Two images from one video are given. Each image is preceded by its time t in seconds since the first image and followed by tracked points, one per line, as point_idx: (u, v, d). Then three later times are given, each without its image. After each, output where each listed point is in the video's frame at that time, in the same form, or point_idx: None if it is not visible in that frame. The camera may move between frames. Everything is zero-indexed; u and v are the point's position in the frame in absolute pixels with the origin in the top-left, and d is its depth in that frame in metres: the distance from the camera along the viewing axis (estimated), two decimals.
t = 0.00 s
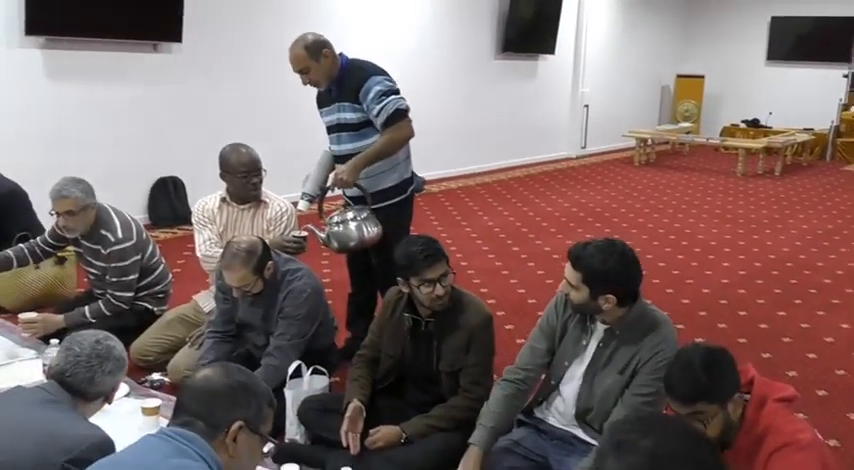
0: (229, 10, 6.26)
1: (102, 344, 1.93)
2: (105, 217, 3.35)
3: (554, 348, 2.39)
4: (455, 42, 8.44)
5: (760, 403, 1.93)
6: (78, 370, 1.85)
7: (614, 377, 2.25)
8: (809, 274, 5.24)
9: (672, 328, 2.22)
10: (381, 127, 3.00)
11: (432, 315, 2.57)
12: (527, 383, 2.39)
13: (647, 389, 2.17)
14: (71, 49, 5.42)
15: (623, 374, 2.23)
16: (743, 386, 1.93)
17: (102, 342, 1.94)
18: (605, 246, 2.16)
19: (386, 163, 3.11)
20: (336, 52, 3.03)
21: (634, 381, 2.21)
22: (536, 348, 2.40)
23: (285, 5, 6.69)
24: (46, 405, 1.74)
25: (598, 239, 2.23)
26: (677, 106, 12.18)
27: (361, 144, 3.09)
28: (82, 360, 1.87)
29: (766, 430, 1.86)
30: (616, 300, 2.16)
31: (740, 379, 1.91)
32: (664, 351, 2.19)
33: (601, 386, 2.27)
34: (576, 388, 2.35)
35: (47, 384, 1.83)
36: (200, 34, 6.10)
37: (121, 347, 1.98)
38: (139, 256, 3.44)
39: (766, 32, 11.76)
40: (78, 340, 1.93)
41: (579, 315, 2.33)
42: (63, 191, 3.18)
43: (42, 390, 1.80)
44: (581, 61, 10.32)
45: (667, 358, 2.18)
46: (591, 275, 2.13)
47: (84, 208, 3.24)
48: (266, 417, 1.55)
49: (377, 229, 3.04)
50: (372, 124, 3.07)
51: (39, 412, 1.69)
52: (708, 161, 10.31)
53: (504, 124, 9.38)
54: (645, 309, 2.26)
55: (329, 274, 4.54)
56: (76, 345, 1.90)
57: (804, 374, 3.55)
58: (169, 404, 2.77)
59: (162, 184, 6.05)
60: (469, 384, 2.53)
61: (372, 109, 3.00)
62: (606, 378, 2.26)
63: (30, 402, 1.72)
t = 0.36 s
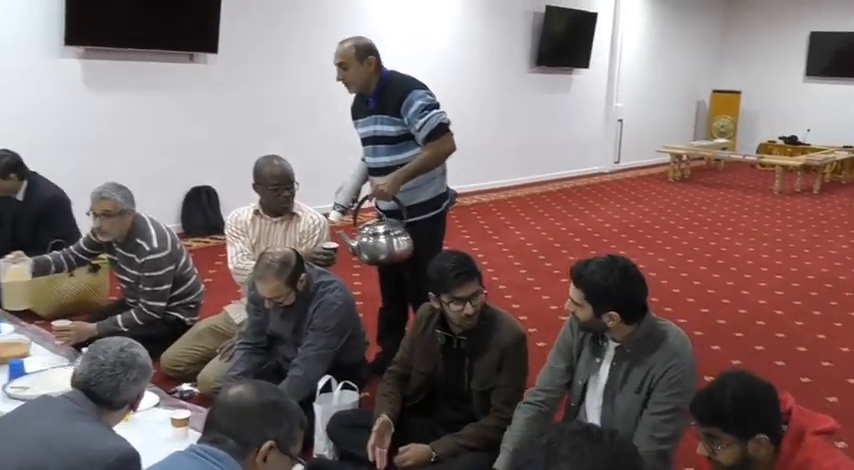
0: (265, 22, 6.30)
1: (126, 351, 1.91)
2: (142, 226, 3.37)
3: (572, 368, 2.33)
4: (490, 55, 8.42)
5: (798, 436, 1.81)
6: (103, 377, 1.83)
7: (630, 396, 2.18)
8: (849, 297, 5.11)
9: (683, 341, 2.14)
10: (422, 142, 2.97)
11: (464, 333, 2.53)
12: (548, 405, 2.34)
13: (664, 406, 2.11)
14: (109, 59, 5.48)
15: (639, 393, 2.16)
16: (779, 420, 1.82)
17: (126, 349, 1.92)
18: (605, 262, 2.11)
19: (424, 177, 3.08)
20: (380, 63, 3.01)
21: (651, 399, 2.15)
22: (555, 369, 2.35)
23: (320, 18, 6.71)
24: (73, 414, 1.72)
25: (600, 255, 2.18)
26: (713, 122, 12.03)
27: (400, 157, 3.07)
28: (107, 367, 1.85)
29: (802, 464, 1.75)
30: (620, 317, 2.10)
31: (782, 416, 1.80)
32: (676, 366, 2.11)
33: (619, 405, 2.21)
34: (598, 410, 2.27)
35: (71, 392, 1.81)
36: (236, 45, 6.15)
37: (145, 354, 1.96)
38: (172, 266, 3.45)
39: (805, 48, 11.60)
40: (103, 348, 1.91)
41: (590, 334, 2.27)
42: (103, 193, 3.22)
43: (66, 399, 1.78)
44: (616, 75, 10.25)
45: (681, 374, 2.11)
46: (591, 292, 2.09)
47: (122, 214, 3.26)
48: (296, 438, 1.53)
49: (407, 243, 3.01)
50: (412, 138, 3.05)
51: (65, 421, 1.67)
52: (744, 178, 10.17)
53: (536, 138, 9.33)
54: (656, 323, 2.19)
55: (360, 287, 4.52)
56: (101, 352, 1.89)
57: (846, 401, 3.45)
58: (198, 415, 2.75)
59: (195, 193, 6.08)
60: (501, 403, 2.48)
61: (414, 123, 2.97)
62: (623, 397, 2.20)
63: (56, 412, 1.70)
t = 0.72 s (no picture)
0: (312, 36, 6.36)
1: (140, 353, 1.76)
2: (190, 239, 3.40)
3: (611, 387, 2.25)
4: (535, 68, 8.39)
5: None
6: (119, 387, 1.70)
7: (675, 411, 2.09)
8: None
9: (722, 351, 2.04)
10: (474, 153, 2.95)
11: (509, 349, 2.48)
12: (588, 427, 2.29)
13: (712, 418, 2.02)
14: (158, 72, 5.57)
15: (684, 407, 2.07)
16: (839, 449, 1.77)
17: (139, 350, 1.77)
18: (635, 276, 2.04)
19: (472, 189, 3.06)
20: (427, 77, 3.00)
21: (697, 413, 2.05)
22: (594, 390, 2.28)
23: (366, 31, 6.74)
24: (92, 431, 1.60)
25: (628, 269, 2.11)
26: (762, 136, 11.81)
27: (450, 168, 3.05)
28: (123, 376, 1.71)
29: None
30: (654, 332, 2.02)
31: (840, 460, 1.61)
32: (720, 376, 2.02)
33: (664, 421, 2.11)
34: (644, 430, 2.18)
35: (86, 400, 1.68)
36: (284, 59, 6.21)
37: (160, 352, 1.82)
38: (219, 280, 3.47)
39: None
40: (114, 351, 1.76)
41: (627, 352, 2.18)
42: (153, 208, 3.26)
43: (82, 411, 1.65)
44: (664, 88, 10.13)
45: (726, 385, 2.01)
46: (621, 307, 2.01)
47: (171, 227, 3.30)
48: (338, 456, 1.50)
49: (458, 251, 2.96)
50: (462, 149, 3.03)
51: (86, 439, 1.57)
52: (795, 193, 9.95)
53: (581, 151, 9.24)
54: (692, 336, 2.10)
55: (403, 300, 4.50)
56: (113, 356, 1.74)
57: None
58: (242, 428, 2.74)
59: (241, 205, 6.14)
60: (544, 421, 2.43)
61: (466, 133, 2.95)
62: (667, 412, 2.10)
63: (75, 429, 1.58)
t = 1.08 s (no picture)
0: (348, 49, 6.39)
1: (130, 356, 1.77)
2: (228, 255, 3.41)
3: (647, 405, 2.18)
4: (571, 80, 8.34)
5: None
6: (112, 396, 1.71)
7: (712, 436, 2.02)
8: None
9: (763, 376, 1.97)
10: (513, 166, 2.92)
11: (547, 363, 2.44)
12: (623, 446, 2.22)
13: (748, 447, 1.94)
14: (197, 86, 5.63)
15: (721, 433, 2.00)
16: None
17: (129, 354, 1.77)
18: (678, 294, 1.98)
19: (511, 202, 3.03)
20: (464, 90, 2.99)
21: (734, 439, 1.98)
22: (630, 407, 2.21)
23: (402, 44, 6.76)
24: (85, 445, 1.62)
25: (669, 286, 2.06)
26: (804, 148, 11.62)
27: (489, 182, 3.03)
28: (113, 383, 1.72)
29: None
30: (698, 351, 1.97)
31: None
32: (758, 403, 1.94)
33: (700, 446, 2.04)
34: (681, 452, 2.12)
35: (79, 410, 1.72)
36: (321, 72, 6.25)
37: (151, 352, 1.82)
38: (257, 294, 3.48)
39: None
40: (103, 356, 1.77)
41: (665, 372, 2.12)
42: (188, 232, 3.23)
43: (75, 423, 1.68)
44: (702, 100, 10.01)
45: (764, 413, 1.93)
46: (664, 325, 1.96)
47: (210, 248, 3.28)
48: None
49: (499, 266, 2.92)
50: (501, 162, 3.00)
51: (80, 459, 1.58)
52: (838, 206, 9.75)
53: (618, 164, 9.16)
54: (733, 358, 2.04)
55: (437, 313, 4.48)
56: (102, 362, 1.75)
57: None
58: (276, 442, 2.74)
59: (277, 217, 6.17)
60: (581, 437, 2.39)
61: (505, 146, 2.93)
62: (704, 437, 2.03)
63: (67, 445, 1.61)
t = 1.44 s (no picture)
0: (381, 58, 6.41)
1: (120, 361, 1.66)
2: (258, 265, 3.44)
3: (683, 421, 2.15)
4: (604, 91, 8.30)
5: None
6: (103, 404, 1.60)
7: (748, 457, 1.98)
8: None
9: (804, 397, 1.93)
10: (548, 177, 2.91)
11: (579, 375, 2.42)
12: (658, 462, 2.19)
13: None
14: (232, 94, 5.69)
15: (758, 454, 1.96)
16: None
17: (119, 358, 1.66)
18: (716, 310, 1.96)
19: (545, 213, 3.02)
20: (500, 100, 2.98)
21: (773, 461, 1.94)
22: (665, 424, 2.18)
23: (435, 54, 6.77)
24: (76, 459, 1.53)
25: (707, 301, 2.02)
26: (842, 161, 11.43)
27: (523, 193, 3.02)
28: (104, 390, 1.61)
29: None
30: (739, 368, 1.94)
31: None
32: (798, 425, 1.90)
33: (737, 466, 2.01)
34: None
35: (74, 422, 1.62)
36: (354, 81, 6.28)
37: (144, 355, 1.71)
38: (289, 303, 3.52)
39: None
40: (93, 362, 1.66)
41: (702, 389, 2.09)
42: (218, 247, 3.26)
43: (67, 436, 1.58)
44: (737, 112, 9.90)
45: (804, 436, 1.89)
46: (703, 342, 1.93)
47: (238, 263, 3.31)
48: None
49: (530, 276, 2.90)
50: (536, 173, 3.00)
51: None
52: None
53: (652, 175, 9.08)
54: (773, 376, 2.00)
55: (468, 323, 4.47)
56: (92, 368, 1.64)
57: None
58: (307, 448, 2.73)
59: (309, 224, 6.21)
60: (613, 451, 2.36)
61: (540, 157, 2.92)
62: (740, 457, 2.00)
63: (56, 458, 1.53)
